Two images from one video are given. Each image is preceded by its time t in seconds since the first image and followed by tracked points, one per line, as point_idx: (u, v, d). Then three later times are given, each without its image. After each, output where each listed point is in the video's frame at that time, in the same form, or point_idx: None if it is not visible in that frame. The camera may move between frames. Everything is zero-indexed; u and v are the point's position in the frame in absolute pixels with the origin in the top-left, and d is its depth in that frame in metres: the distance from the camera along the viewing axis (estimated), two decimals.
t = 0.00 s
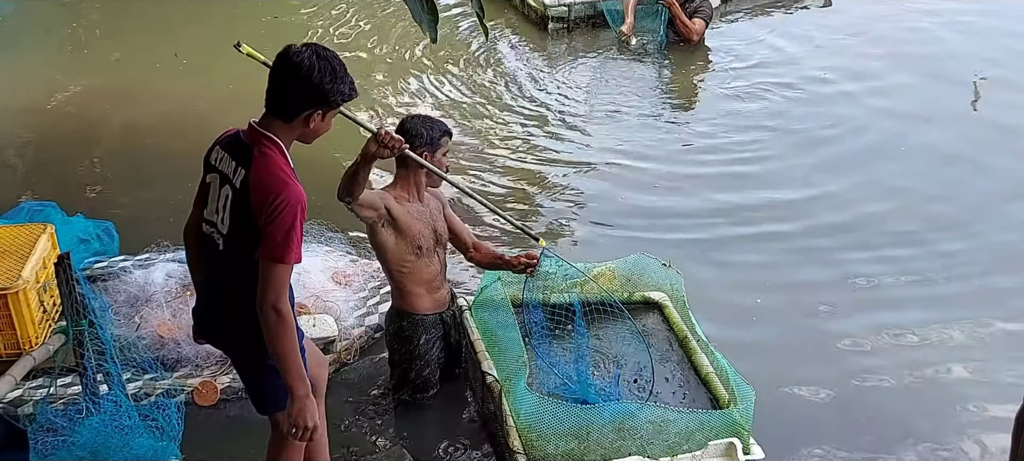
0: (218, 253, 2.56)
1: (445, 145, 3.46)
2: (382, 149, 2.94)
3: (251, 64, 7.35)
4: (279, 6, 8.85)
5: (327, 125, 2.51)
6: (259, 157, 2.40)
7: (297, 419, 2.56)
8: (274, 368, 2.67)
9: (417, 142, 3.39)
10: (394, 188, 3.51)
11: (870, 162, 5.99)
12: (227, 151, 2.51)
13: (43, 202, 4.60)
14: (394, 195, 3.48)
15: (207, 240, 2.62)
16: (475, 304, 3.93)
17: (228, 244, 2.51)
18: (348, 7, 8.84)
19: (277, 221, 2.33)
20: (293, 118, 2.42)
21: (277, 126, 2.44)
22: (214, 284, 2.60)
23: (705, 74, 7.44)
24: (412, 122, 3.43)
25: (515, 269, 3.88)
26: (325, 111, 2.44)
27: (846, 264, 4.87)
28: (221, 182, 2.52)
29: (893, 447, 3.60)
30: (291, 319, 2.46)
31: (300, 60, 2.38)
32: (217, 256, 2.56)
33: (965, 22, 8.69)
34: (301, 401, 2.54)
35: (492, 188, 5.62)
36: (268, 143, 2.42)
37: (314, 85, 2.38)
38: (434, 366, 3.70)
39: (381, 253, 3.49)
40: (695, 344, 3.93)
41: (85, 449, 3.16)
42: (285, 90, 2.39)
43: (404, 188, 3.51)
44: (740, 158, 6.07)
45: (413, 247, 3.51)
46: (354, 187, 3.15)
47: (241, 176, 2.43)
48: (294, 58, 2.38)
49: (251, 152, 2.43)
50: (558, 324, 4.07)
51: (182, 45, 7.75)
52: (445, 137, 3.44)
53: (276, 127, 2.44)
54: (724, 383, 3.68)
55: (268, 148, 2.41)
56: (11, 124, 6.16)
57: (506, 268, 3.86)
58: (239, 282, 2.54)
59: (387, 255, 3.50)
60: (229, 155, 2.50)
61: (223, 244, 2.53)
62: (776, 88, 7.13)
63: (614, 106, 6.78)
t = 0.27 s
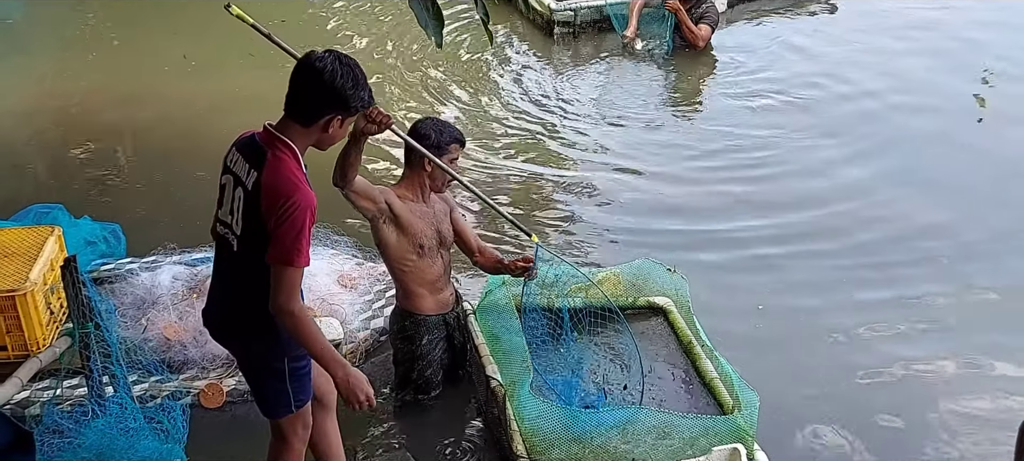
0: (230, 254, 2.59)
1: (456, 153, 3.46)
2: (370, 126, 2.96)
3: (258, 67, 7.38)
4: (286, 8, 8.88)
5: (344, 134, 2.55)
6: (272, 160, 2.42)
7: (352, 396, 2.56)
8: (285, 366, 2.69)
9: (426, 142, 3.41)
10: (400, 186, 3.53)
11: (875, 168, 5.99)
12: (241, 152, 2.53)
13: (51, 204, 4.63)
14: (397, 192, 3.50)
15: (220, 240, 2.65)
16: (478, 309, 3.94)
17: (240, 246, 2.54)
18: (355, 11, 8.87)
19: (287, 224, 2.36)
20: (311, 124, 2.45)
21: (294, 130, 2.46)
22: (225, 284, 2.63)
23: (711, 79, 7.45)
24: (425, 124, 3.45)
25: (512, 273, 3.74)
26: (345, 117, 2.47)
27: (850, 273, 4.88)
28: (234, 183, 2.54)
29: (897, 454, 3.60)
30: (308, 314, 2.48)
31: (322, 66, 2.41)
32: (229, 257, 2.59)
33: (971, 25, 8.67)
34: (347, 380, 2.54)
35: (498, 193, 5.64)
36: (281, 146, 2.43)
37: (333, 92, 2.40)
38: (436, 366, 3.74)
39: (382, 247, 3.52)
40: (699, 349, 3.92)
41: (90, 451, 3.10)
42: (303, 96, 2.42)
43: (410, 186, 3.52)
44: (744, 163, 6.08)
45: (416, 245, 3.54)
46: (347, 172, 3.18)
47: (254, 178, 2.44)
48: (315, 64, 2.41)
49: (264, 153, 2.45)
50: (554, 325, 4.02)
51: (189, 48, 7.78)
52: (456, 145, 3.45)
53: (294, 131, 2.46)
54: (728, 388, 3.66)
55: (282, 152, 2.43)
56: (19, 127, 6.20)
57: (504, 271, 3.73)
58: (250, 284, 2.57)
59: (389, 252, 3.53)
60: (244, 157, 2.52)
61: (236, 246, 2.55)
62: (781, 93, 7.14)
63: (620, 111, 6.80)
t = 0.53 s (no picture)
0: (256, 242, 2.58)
1: (461, 151, 3.47)
2: (401, 145, 3.14)
3: (266, 65, 7.39)
4: (295, 7, 8.89)
5: (376, 129, 2.55)
6: (303, 148, 2.41)
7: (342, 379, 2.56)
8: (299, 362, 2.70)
9: (431, 138, 3.42)
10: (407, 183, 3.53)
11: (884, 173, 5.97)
12: (274, 141, 2.51)
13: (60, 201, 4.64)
14: (404, 189, 3.51)
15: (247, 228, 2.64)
16: (484, 311, 3.93)
17: (264, 234, 2.53)
18: (364, 11, 8.87)
19: (312, 211, 2.36)
20: (344, 116, 2.46)
21: (328, 122, 2.47)
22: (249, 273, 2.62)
23: (719, 82, 7.44)
24: (431, 121, 3.46)
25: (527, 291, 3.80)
26: (378, 111, 2.48)
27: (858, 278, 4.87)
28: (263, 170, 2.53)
29: None
30: (321, 305, 2.49)
31: (358, 60, 2.44)
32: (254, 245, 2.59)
33: (982, 29, 8.64)
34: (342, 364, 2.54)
35: (505, 195, 5.65)
36: (312, 135, 2.42)
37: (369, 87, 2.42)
38: (437, 363, 3.72)
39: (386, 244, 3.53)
40: (704, 352, 3.89)
41: (95, 448, 3.09)
42: (340, 87, 2.43)
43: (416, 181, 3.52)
44: (752, 167, 6.07)
45: (418, 243, 3.54)
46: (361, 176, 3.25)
47: (283, 166, 2.43)
48: (352, 58, 2.43)
49: (295, 142, 2.43)
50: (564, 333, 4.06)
51: (198, 46, 7.80)
52: (461, 143, 3.46)
53: (327, 122, 2.47)
54: (733, 392, 3.63)
55: (313, 141, 2.42)
56: (29, 123, 6.22)
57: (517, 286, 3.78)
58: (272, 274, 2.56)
59: (392, 247, 3.54)
60: (276, 145, 2.50)
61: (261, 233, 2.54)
62: (790, 96, 7.12)
63: (628, 114, 6.79)
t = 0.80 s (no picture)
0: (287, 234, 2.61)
1: (466, 153, 3.45)
2: (422, 183, 3.22)
3: (268, 68, 7.40)
4: (297, 11, 8.91)
5: (405, 123, 2.61)
6: (339, 138, 2.48)
7: (344, 388, 2.61)
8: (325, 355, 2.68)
9: (435, 139, 3.42)
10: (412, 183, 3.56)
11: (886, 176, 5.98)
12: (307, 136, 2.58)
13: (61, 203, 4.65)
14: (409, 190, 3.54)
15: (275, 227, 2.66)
16: (484, 315, 3.95)
17: (298, 224, 2.55)
18: (366, 14, 8.89)
19: (351, 193, 2.39)
20: (375, 107, 2.53)
21: (360, 114, 2.54)
22: (279, 267, 2.63)
23: (721, 87, 7.45)
24: (438, 123, 3.44)
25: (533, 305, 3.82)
26: (408, 104, 2.55)
27: (861, 277, 4.85)
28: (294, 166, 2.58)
29: None
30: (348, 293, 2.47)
31: (391, 54, 2.53)
32: (286, 239, 2.60)
33: (984, 35, 8.65)
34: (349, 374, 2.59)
35: (506, 199, 5.66)
36: (347, 127, 2.50)
37: (400, 78, 2.50)
38: (435, 362, 3.75)
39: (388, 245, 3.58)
40: (705, 359, 3.91)
41: (95, 450, 3.10)
42: (372, 79, 2.50)
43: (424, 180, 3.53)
44: (754, 171, 6.08)
45: (418, 244, 3.56)
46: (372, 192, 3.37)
47: (320, 154, 2.48)
48: (383, 53, 2.52)
49: (331, 133, 2.51)
50: (564, 332, 4.02)
51: (200, 48, 7.81)
52: (467, 144, 3.44)
53: (358, 116, 2.53)
54: (733, 399, 3.65)
55: (347, 131, 2.49)
56: (32, 125, 6.24)
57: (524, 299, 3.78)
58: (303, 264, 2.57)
59: (393, 246, 3.58)
60: (307, 142, 2.56)
61: (293, 224, 2.56)
62: (791, 101, 7.12)
63: (629, 119, 6.81)
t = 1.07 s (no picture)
0: (304, 229, 2.64)
1: (474, 163, 3.45)
2: (437, 220, 3.21)
3: (271, 71, 7.41)
4: (300, 14, 8.92)
5: (412, 116, 2.66)
6: (348, 129, 2.53)
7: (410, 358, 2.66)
8: (356, 345, 2.68)
9: (445, 147, 3.43)
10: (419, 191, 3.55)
11: (889, 181, 5.98)
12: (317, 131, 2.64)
13: (65, 206, 4.66)
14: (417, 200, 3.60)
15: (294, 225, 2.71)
16: (486, 320, 3.91)
17: (314, 217, 2.59)
18: (370, 17, 8.91)
19: (361, 177, 2.43)
20: (382, 99, 2.58)
21: (367, 106, 2.59)
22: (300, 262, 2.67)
23: (723, 91, 7.46)
24: (449, 132, 3.46)
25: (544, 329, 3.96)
26: (414, 95, 2.60)
27: (863, 284, 4.86)
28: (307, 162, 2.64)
29: None
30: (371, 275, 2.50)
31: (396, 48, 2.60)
32: (304, 232, 2.64)
33: (987, 39, 8.65)
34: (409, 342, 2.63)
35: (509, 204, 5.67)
36: (354, 118, 2.55)
37: (405, 70, 2.57)
38: (435, 371, 3.76)
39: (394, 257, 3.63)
40: (706, 364, 3.89)
41: (97, 453, 3.11)
42: (381, 72, 2.56)
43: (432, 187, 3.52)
44: (757, 176, 6.08)
45: (423, 253, 3.63)
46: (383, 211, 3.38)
47: (330, 145, 2.53)
48: (389, 46, 2.59)
49: (340, 126, 2.56)
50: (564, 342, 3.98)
51: (203, 51, 7.82)
52: (474, 155, 3.44)
53: (366, 109, 2.59)
54: (735, 404, 3.64)
55: (356, 123, 2.54)
56: (35, 128, 6.25)
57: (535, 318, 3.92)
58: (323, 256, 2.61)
59: (398, 253, 3.63)
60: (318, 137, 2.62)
61: (310, 218, 2.61)
62: (794, 106, 7.13)
63: (632, 125, 6.82)
